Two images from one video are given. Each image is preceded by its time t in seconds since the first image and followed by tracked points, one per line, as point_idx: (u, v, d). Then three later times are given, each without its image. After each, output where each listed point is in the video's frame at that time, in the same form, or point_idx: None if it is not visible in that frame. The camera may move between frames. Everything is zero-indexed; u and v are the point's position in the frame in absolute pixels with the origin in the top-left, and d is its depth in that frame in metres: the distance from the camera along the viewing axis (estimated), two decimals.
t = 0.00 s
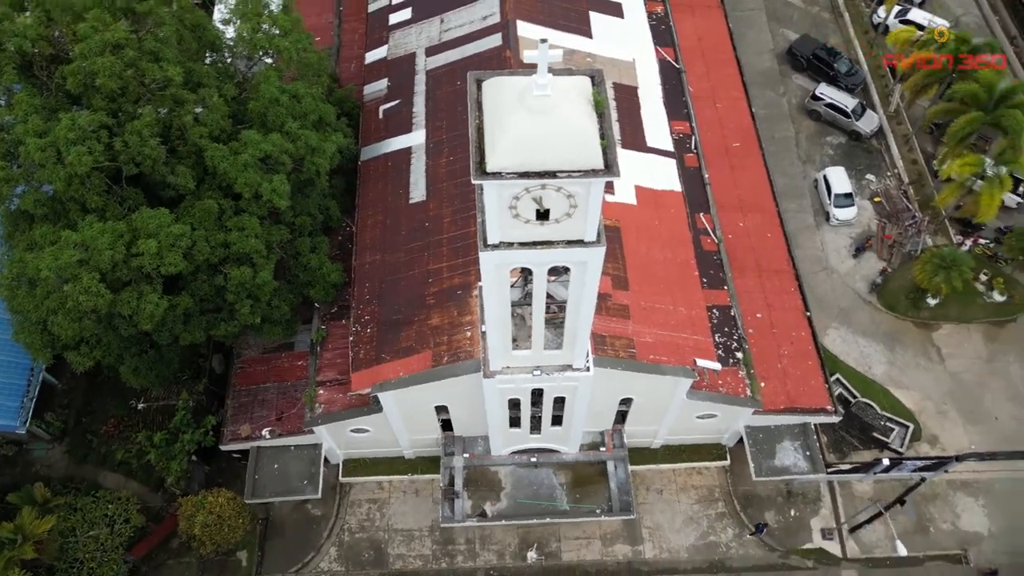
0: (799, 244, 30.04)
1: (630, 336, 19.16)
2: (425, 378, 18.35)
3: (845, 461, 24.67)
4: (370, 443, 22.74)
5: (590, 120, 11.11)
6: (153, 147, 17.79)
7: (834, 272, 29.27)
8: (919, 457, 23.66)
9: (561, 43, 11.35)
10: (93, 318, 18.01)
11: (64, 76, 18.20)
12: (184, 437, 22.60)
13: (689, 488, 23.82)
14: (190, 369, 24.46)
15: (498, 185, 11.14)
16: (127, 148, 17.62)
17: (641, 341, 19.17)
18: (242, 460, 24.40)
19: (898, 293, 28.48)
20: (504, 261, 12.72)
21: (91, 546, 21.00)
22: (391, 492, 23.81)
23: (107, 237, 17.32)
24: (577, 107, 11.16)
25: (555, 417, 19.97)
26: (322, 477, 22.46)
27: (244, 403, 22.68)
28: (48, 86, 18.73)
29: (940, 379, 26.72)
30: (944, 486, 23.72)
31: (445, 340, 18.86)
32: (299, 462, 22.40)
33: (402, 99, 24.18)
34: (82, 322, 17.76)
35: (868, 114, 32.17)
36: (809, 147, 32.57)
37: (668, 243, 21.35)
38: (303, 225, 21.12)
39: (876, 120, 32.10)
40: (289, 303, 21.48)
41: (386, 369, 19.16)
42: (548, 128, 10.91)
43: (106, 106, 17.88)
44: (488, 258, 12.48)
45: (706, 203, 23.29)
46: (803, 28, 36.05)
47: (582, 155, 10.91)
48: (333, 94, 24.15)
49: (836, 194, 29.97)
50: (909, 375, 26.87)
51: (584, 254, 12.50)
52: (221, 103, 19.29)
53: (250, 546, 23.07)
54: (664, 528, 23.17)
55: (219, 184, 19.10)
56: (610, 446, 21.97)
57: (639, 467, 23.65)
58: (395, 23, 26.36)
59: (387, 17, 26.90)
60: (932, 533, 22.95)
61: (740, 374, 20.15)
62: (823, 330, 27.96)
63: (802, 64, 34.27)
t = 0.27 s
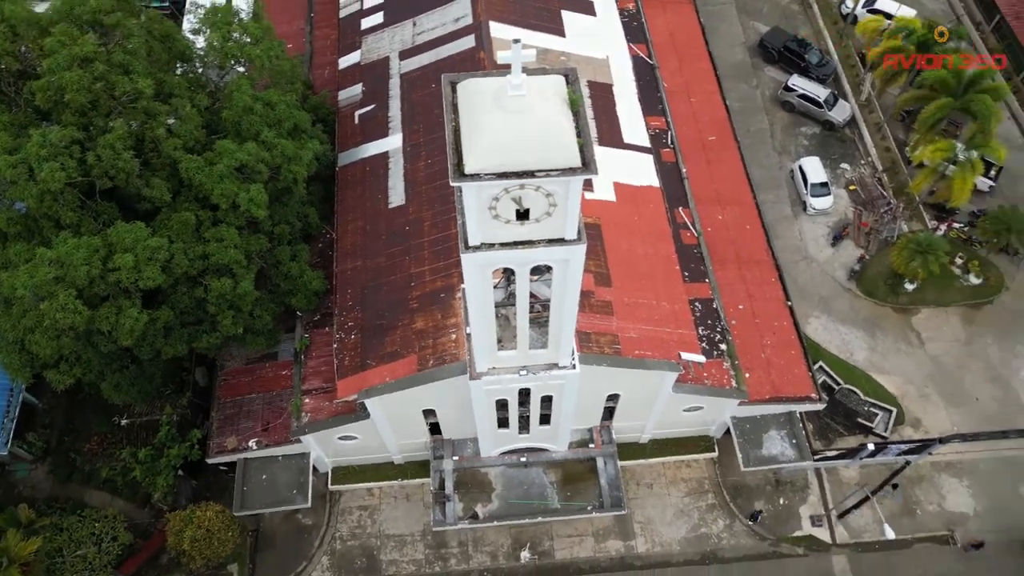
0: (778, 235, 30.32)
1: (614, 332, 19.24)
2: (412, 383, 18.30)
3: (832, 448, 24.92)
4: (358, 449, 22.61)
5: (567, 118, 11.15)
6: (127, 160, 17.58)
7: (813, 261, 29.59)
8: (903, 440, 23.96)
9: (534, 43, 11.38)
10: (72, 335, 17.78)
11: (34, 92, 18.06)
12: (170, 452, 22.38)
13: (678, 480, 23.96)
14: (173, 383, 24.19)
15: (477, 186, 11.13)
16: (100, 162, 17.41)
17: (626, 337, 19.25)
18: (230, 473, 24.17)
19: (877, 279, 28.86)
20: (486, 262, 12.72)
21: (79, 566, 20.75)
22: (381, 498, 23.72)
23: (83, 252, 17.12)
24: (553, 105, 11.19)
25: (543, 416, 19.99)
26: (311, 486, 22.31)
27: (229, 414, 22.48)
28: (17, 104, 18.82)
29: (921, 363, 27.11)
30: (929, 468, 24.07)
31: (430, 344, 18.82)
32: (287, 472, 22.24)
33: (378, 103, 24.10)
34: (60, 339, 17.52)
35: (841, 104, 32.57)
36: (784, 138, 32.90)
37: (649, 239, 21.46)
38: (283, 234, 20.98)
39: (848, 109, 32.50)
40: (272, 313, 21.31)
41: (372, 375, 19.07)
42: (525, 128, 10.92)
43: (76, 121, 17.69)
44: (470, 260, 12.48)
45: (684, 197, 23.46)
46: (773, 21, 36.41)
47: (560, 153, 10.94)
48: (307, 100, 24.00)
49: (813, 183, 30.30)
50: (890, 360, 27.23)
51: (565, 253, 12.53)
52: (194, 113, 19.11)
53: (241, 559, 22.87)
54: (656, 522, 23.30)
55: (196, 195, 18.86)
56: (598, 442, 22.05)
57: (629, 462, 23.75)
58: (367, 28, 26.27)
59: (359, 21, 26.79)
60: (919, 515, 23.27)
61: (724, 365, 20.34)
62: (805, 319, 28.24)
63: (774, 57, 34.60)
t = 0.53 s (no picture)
0: (764, 229, 30.49)
1: (605, 329, 19.29)
2: (403, 386, 18.26)
3: (823, 439, 25.08)
4: (351, 454, 22.53)
5: (551, 117, 11.16)
6: (110, 169, 17.44)
7: (800, 254, 29.78)
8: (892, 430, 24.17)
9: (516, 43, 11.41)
10: (58, 346, 17.61)
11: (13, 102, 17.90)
12: (161, 461, 22.24)
13: (672, 476, 24.06)
14: (163, 392, 24.01)
15: (463, 187, 11.13)
16: (81, 171, 17.25)
17: (616, 334, 19.30)
18: (222, 481, 24.01)
19: (863, 271, 29.09)
20: (475, 263, 12.71)
21: None
22: (375, 502, 23.66)
23: (67, 262, 16.99)
24: (537, 105, 11.22)
25: (536, 415, 20.01)
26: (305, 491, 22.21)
27: (220, 422, 22.35)
28: None
29: (909, 353, 27.35)
30: (919, 457, 24.29)
31: (421, 346, 18.79)
32: (280, 479, 22.12)
33: (362, 106, 24.04)
34: (47, 351, 17.35)
35: (823, 97, 32.81)
36: (768, 133, 33.09)
37: (636, 236, 21.53)
38: (270, 239, 20.89)
39: (831, 103, 32.75)
40: (261, 319, 21.20)
41: (363, 379, 19.01)
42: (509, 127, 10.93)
43: (58, 131, 17.53)
44: (458, 261, 12.47)
45: (671, 193, 23.56)
46: (754, 16, 36.62)
47: (546, 153, 10.95)
48: (291, 105, 23.87)
49: (797, 176, 30.51)
50: (878, 350, 27.45)
51: (553, 251, 12.55)
52: (177, 120, 18.99)
53: (235, 567, 22.71)
54: (650, 518, 23.37)
55: (181, 203, 18.75)
56: (592, 440, 22.09)
57: (622, 458, 23.81)
58: (349, 31, 26.18)
59: (341, 24, 26.70)
60: (911, 504, 23.49)
61: (715, 360, 20.45)
62: (793, 312, 28.42)
63: (755, 52, 34.80)
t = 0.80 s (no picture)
0: (761, 227, 30.54)
1: (602, 329, 19.31)
2: (401, 386, 18.27)
3: (821, 437, 25.14)
4: (349, 455, 22.52)
5: (547, 117, 11.19)
6: (105, 172, 17.43)
7: (797, 252, 29.84)
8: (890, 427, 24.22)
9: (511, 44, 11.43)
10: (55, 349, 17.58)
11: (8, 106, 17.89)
12: (159, 464, 22.26)
13: (671, 475, 24.09)
14: (160, 395, 23.97)
15: (460, 187, 11.13)
16: (77, 174, 17.23)
17: (613, 334, 19.32)
18: (221, 483, 23.98)
19: (860, 268, 29.15)
20: (472, 263, 12.71)
21: None
22: (374, 503, 23.65)
23: (64, 265, 16.98)
24: (533, 105, 11.24)
25: (534, 415, 20.03)
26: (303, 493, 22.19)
27: (218, 424, 22.33)
28: None
29: (905, 350, 27.42)
30: (917, 454, 24.35)
31: (419, 347, 18.80)
32: (279, 480, 22.10)
33: (358, 107, 24.04)
34: (43, 354, 17.30)
35: (818, 96, 32.89)
36: (763, 131, 33.15)
37: (633, 235, 21.56)
38: (267, 241, 20.89)
39: (826, 101, 32.84)
40: (258, 321, 21.19)
41: (361, 380, 19.00)
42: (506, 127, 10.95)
43: (53, 134, 17.50)
44: (455, 261, 12.49)
45: (667, 192, 23.60)
46: (748, 15, 36.70)
47: (542, 153, 10.97)
48: (286, 106, 23.86)
49: (793, 175, 30.56)
50: (875, 347, 27.51)
51: (550, 251, 12.56)
52: (172, 123, 18.99)
53: (235, 569, 22.69)
54: (649, 517, 23.40)
55: (177, 205, 18.74)
56: (590, 439, 22.11)
57: (621, 458, 23.83)
58: (344, 32, 26.18)
59: (336, 26, 26.70)
60: (909, 501, 23.54)
61: (712, 359, 20.47)
62: (790, 310, 28.47)
63: (750, 50, 34.87)
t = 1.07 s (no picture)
0: (779, 235, 30.31)
1: (616, 332, 19.27)
2: (414, 382, 18.34)
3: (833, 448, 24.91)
4: (360, 449, 22.63)
5: (566, 119, 11.19)
6: (127, 160, 17.65)
7: (815, 261, 29.59)
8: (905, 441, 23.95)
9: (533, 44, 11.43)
10: (74, 334, 17.82)
11: (34, 93, 18.16)
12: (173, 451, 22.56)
13: (680, 481, 23.99)
14: (176, 382, 24.21)
15: (477, 185, 11.22)
16: (100, 162, 17.46)
17: (627, 337, 19.27)
18: (232, 472, 24.20)
19: (879, 279, 28.85)
20: (487, 262, 12.74)
21: (82, 564, 20.78)
22: (383, 497, 23.76)
23: (85, 252, 17.23)
24: (552, 105, 11.25)
25: (545, 416, 20.02)
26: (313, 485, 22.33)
27: (231, 414, 22.54)
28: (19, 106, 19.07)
29: (923, 363, 27.10)
30: (931, 469, 24.06)
31: (432, 343, 18.85)
32: (290, 471, 22.26)
33: (378, 103, 24.16)
34: (62, 339, 17.56)
35: (841, 104, 32.60)
36: (785, 138, 32.89)
37: (650, 239, 21.48)
38: (285, 234, 21.05)
39: (849, 109, 32.54)
40: (274, 313, 21.36)
41: (374, 374, 19.10)
42: (525, 127, 10.99)
43: (77, 122, 17.75)
44: (471, 260, 12.52)
45: (685, 197, 23.50)
46: (773, 21, 36.43)
47: (560, 153, 11.00)
48: (307, 100, 24.01)
49: (814, 183, 30.30)
50: (892, 360, 27.23)
51: (565, 251, 12.56)
52: (194, 115, 19.18)
53: (243, 558, 22.90)
54: (657, 522, 23.32)
55: (197, 196, 18.92)
56: (600, 442, 22.06)
57: (631, 461, 23.76)
58: (367, 28, 26.32)
59: (359, 22, 26.84)
60: (922, 516, 23.28)
61: (726, 365, 20.34)
62: (806, 319, 28.23)
63: (773, 56, 34.62)
